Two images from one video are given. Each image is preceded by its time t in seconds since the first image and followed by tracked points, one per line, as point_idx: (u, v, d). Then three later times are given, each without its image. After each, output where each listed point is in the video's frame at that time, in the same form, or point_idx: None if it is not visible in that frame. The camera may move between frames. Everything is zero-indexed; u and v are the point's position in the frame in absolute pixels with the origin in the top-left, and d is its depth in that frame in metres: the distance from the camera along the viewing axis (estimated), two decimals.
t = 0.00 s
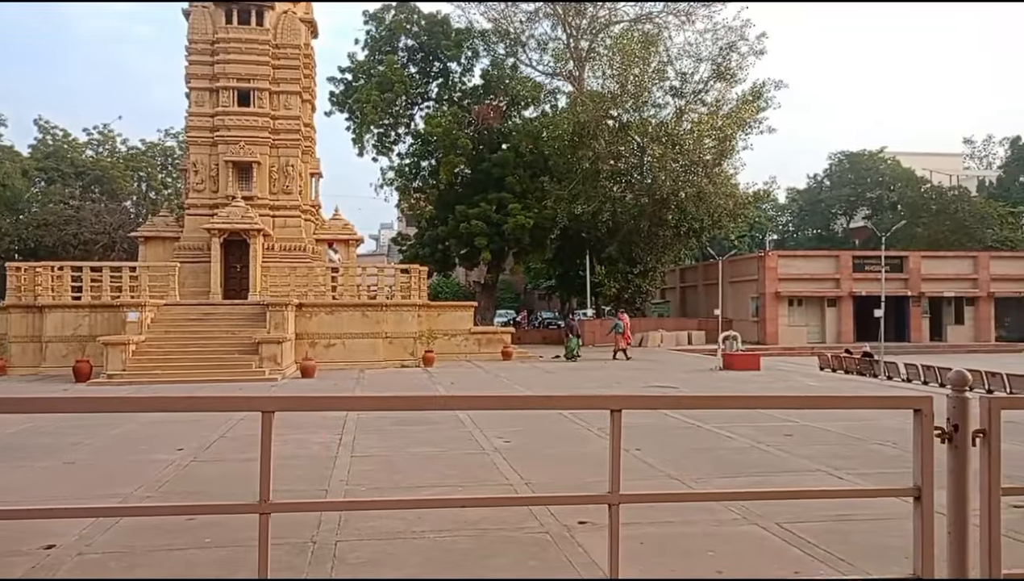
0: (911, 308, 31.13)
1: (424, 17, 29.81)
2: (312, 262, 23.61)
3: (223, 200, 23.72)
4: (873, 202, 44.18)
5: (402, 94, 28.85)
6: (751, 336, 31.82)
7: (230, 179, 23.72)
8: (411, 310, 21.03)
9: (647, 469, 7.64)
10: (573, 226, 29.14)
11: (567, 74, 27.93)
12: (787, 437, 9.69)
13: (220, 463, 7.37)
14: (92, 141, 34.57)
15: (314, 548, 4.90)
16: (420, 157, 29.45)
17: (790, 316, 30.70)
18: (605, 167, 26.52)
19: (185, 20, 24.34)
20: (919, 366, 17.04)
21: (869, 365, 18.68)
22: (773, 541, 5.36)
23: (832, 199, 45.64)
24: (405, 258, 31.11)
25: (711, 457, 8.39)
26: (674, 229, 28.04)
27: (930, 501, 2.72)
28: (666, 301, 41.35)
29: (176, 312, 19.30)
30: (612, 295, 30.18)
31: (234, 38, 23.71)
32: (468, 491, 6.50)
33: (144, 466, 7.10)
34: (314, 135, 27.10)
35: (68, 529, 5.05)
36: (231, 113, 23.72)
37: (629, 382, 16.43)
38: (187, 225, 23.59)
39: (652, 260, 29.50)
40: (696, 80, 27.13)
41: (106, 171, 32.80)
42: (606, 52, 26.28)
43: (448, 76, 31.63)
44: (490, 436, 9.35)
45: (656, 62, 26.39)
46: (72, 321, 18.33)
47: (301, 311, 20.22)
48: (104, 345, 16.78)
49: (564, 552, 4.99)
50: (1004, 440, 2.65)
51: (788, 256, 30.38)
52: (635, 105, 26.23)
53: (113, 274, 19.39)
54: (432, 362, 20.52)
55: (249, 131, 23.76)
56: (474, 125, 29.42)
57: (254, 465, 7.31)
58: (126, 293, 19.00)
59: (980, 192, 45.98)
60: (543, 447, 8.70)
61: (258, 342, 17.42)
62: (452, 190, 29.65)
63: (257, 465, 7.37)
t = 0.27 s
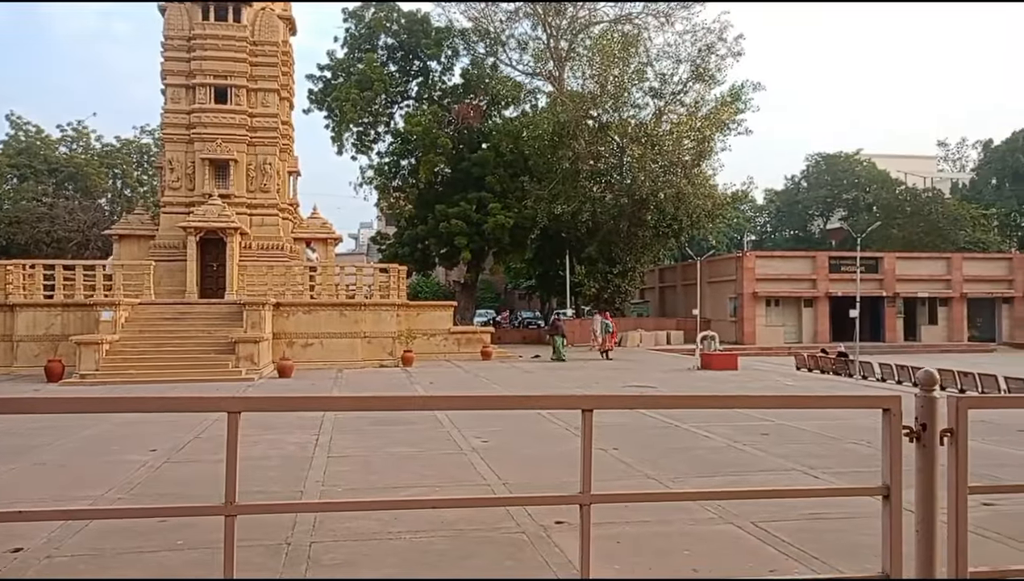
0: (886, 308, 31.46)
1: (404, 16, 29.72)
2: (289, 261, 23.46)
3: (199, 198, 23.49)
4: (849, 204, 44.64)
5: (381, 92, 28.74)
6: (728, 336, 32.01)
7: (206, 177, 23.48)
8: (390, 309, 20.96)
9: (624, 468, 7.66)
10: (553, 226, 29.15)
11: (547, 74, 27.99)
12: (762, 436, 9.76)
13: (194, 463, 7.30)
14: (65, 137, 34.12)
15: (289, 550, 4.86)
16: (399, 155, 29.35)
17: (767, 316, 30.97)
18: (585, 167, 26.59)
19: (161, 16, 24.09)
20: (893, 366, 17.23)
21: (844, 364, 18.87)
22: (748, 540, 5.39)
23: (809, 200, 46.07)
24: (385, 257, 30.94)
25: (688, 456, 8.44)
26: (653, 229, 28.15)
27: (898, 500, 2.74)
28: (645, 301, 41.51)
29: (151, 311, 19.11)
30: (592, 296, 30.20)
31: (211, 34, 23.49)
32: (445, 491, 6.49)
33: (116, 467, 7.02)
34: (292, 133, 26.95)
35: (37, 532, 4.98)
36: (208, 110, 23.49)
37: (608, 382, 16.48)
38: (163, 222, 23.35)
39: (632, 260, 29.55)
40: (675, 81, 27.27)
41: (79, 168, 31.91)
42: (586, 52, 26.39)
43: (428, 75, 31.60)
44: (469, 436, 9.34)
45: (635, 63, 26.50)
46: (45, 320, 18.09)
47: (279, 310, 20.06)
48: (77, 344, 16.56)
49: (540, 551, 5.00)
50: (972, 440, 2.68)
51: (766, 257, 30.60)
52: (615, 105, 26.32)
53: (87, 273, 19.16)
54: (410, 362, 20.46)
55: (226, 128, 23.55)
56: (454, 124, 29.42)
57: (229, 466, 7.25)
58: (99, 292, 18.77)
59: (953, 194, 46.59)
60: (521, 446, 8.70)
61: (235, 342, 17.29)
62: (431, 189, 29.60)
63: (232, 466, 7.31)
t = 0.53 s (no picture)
0: (867, 309, 31.70)
1: (388, 17, 29.63)
2: (271, 262, 23.36)
3: (180, 198, 23.30)
4: (830, 205, 44.95)
5: (364, 93, 28.62)
6: (711, 336, 32.14)
7: (188, 178, 23.30)
8: (373, 310, 20.91)
9: (606, 468, 7.67)
10: (537, 227, 29.15)
11: (531, 75, 28.03)
12: (744, 436, 9.80)
13: (173, 466, 7.23)
14: (44, 137, 33.74)
15: (268, 552, 4.82)
16: (383, 156, 29.25)
17: (749, 316, 31.10)
18: (569, 169, 26.62)
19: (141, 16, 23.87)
20: (874, 366, 17.36)
21: (825, 364, 18.99)
22: (729, 539, 5.41)
23: (791, 202, 46.36)
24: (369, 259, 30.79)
25: (670, 455, 8.47)
26: (636, 230, 28.22)
27: (872, 497, 2.76)
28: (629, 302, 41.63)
29: (131, 313, 18.93)
30: (575, 296, 30.21)
31: (192, 34, 23.30)
32: (426, 493, 6.46)
33: (94, 470, 6.94)
34: (274, 133, 26.79)
35: (11, 537, 4.91)
36: (189, 111, 23.30)
37: (591, 382, 16.49)
38: (143, 223, 23.14)
39: (615, 262, 29.61)
40: (658, 82, 27.37)
41: (59, 169, 31.92)
42: (570, 54, 26.45)
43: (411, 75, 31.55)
44: (451, 437, 9.32)
45: (619, 65, 26.60)
46: (22, 322, 17.87)
47: (261, 312, 19.91)
48: (55, 346, 16.38)
49: (521, 551, 4.99)
50: (945, 437, 2.69)
51: (749, 257, 30.74)
52: (599, 107, 26.38)
53: (65, 274, 18.94)
54: (393, 364, 20.38)
55: (207, 129, 23.37)
56: (438, 125, 29.37)
57: (208, 469, 7.18)
58: (78, 294, 18.57)
59: (933, 195, 47.04)
60: (504, 447, 8.68)
61: (216, 343, 17.17)
62: (415, 190, 29.54)
63: (212, 468, 7.25)
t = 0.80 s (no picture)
0: (842, 297, 32.01)
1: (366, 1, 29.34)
2: (247, 248, 23.17)
3: (154, 183, 22.99)
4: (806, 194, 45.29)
5: (342, 78, 28.36)
6: (688, 324, 32.30)
7: (161, 162, 22.97)
8: (350, 298, 20.79)
9: (581, 455, 7.69)
10: (516, 214, 29.10)
11: (510, 61, 27.96)
12: (719, 422, 9.87)
13: (144, 454, 7.15)
14: (13, 120, 33.06)
15: (239, 540, 4.79)
16: (361, 142, 29.03)
17: (726, 304, 31.31)
18: (548, 156, 26.58)
19: None
20: (847, 353, 17.55)
21: (800, 351, 19.17)
22: (701, 524, 5.44)
23: (768, 190, 46.66)
24: (346, 246, 30.57)
25: (645, 442, 8.52)
26: (615, 218, 28.26)
27: (837, 481, 2.78)
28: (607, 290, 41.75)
29: (103, 300, 18.69)
30: (554, 284, 30.55)
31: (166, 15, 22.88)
32: (401, 479, 6.46)
33: (63, 458, 6.85)
34: (250, 118, 26.48)
35: None
36: (162, 94, 22.94)
37: (568, 369, 16.54)
38: (115, 208, 22.81)
39: (593, 250, 29.65)
40: (637, 71, 27.37)
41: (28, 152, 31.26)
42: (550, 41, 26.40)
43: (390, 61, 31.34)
44: (427, 424, 9.30)
45: (598, 52, 26.59)
46: None
47: (236, 299, 19.69)
48: (25, 333, 16.14)
49: (495, 537, 4.99)
50: (909, 421, 2.75)
51: (726, 246, 30.91)
52: (578, 94, 26.37)
53: (35, 260, 18.63)
54: (370, 351, 20.29)
55: (181, 113, 23.03)
56: (416, 111, 29.20)
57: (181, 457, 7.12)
58: (49, 280, 18.29)
59: (906, 185, 47.53)
60: (479, 434, 8.68)
61: (190, 330, 17.00)
62: (393, 177, 29.38)
63: (184, 456, 7.18)
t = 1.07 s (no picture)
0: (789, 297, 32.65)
1: None
2: (194, 249, 22.75)
3: (96, 182, 22.38)
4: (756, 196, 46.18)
5: (294, 76, 28.01)
6: (641, 324, 32.63)
7: (104, 160, 22.36)
8: (301, 299, 20.54)
9: (534, 456, 7.70)
10: (471, 215, 29.04)
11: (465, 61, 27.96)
12: (669, 421, 9.98)
13: (84, 461, 6.95)
14: None
15: (182, 548, 4.68)
16: (313, 141, 28.70)
17: (678, 304, 31.69)
18: (502, 157, 26.59)
19: None
20: (793, 352, 17.90)
21: (749, 350, 19.49)
22: (652, 522, 5.49)
23: (719, 192, 47.39)
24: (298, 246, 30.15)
25: (597, 441, 8.57)
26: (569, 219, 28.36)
27: (779, 478, 2.81)
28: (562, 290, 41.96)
29: (43, 302, 18.15)
30: (509, 285, 30.88)
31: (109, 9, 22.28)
32: (351, 483, 6.39)
33: None
34: (197, 116, 25.97)
35: None
36: (105, 91, 22.34)
37: (521, 370, 16.57)
38: (56, 207, 22.14)
39: (548, 250, 29.73)
40: (591, 72, 27.55)
41: None
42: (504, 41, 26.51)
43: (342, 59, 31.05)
44: (379, 426, 9.22)
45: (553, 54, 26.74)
46: None
47: (183, 300, 19.23)
48: None
49: (445, 540, 4.97)
50: (848, 418, 2.79)
51: (678, 247, 31.29)
52: (532, 96, 26.55)
53: None
54: (322, 353, 20.08)
55: (125, 110, 22.45)
56: (369, 110, 28.98)
57: (123, 463, 6.94)
58: None
59: (851, 188, 48.68)
60: (431, 436, 8.63)
61: (134, 333, 16.60)
62: (346, 176, 29.13)
63: (126, 462, 7.01)
